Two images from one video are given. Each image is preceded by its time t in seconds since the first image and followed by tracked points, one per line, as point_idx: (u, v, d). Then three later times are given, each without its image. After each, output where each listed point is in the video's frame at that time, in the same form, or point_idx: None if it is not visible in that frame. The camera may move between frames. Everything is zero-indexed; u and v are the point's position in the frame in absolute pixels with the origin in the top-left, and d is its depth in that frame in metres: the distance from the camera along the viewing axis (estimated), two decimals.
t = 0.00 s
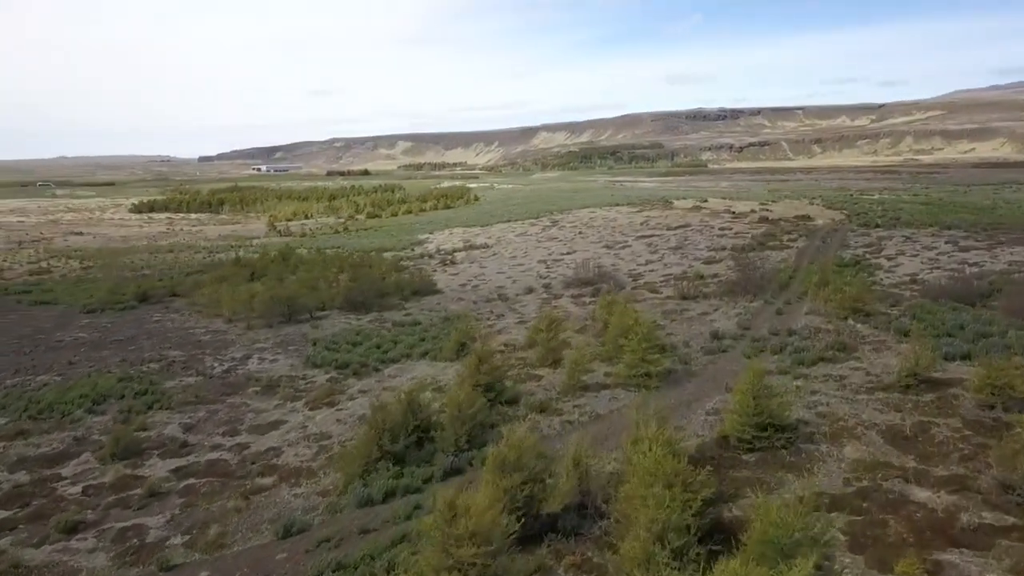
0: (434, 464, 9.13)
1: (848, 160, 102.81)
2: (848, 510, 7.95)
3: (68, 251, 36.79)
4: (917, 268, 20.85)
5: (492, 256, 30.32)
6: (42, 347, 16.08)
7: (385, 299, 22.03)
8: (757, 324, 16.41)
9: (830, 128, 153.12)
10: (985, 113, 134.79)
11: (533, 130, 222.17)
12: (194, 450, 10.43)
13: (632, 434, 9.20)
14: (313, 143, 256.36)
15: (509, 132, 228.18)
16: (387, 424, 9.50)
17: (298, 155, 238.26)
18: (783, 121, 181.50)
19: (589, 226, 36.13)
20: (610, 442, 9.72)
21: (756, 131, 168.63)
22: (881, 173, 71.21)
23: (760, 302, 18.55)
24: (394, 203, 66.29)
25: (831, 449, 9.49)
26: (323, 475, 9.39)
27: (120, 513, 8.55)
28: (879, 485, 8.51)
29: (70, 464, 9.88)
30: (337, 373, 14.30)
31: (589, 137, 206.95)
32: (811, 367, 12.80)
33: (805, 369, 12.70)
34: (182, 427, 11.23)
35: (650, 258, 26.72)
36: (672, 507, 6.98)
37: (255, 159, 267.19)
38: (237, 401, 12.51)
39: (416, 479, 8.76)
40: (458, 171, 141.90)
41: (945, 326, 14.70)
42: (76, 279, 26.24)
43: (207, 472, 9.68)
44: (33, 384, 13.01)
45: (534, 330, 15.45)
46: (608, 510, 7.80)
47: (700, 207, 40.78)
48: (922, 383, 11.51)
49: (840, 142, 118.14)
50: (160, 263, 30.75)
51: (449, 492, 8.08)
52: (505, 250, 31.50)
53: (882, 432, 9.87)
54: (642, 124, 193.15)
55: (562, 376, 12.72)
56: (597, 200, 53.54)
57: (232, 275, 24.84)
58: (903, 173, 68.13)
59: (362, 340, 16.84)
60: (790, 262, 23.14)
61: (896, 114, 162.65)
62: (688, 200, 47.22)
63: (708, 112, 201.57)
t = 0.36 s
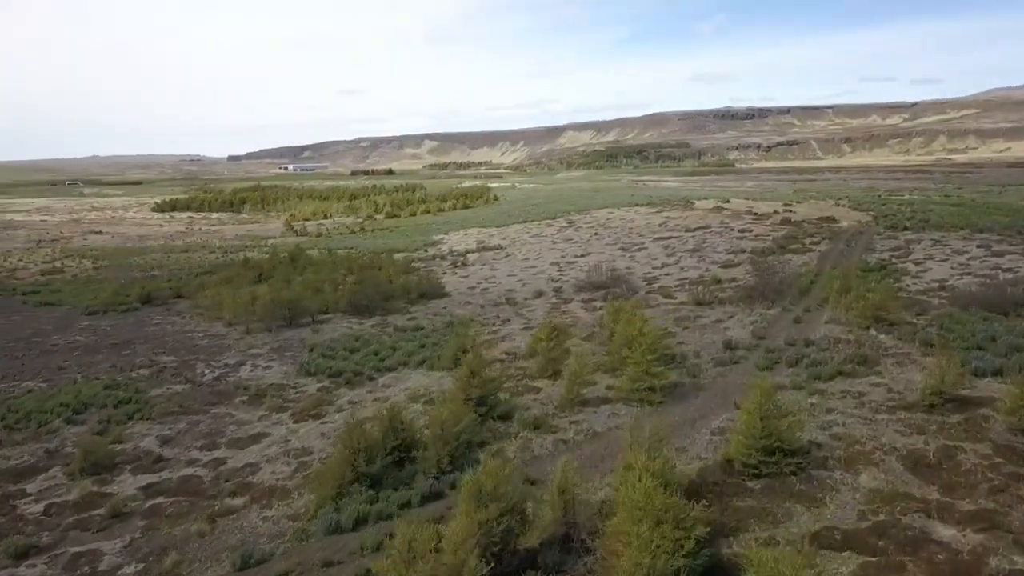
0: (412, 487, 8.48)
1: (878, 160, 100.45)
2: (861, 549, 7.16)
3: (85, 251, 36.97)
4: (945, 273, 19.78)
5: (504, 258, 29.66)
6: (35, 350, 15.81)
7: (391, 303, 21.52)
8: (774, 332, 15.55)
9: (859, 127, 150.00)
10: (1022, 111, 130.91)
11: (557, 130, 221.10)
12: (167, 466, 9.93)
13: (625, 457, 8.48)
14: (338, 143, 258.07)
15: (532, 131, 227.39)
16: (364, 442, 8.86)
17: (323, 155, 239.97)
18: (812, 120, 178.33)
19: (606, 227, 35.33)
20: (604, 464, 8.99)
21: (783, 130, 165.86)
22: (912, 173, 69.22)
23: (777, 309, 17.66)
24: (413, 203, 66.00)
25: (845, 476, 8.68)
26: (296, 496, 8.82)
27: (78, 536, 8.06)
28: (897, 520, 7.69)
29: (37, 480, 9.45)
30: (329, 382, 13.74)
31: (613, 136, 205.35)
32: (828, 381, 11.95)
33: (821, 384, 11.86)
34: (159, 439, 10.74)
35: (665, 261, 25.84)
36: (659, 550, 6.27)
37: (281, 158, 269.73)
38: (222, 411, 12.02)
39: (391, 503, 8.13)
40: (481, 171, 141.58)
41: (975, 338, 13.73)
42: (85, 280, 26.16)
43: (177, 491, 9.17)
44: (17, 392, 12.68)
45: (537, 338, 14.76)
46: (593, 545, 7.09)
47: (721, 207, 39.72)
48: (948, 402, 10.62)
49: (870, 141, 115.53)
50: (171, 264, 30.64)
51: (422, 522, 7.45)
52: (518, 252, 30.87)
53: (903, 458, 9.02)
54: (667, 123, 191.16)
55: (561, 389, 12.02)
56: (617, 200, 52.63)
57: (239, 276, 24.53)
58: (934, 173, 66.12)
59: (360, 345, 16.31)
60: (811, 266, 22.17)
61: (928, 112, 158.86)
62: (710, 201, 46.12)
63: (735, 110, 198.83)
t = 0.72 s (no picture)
0: (382, 512, 7.83)
1: (908, 159, 97.92)
2: None
3: (100, 250, 37.05)
4: (975, 279, 18.68)
5: (515, 260, 28.99)
6: (25, 353, 15.51)
7: (394, 305, 20.95)
8: (788, 341, 14.67)
9: (889, 126, 146.67)
10: None
11: (579, 129, 219.65)
12: (133, 481, 9.42)
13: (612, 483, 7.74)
14: (362, 141, 259.03)
15: (555, 130, 226.20)
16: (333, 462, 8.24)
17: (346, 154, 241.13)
18: (840, 118, 174.93)
19: (622, 227, 34.45)
20: (592, 490, 8.26)
21: (811, 129, 162.83)
22: (944, 172, 67.13)
23: (793, 315, 16.77)
24: (431, 203, 65.52)
25: (857, 507, 7.86)
26: (260, 519, 8.22)
27: (24, 561, 7.57)
28: (914, 561, 6.86)
29: None
30: (317, 391, 13.19)
31: (637, 135, 203.50)
32: (843, 396, 11.09)
33: (835, 399, 10.99)
34: (130, 452, 10.25)
35: (680, 262, 24.97)
36: None
37: (306, 157, 271.64)
38: (200, 421, 11.50)
39: (357, 530, 7.50)
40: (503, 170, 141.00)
41: (1005, 350, 12.74)
42: (92, 280, 26.01)
43: (138, 510, 8.66)
44: None
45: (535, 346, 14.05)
46: None
47: (741, 207, 38.62)
48: (974, 422, 9.70)
49: (901, 140, 112.78)
50: (180, 264, 30.48)
51: (383, 556, 6.81)
52: (530, 253, 30.15)
53: (922, 487, 8.16)
54: (691, 122, 188.87)
55: (555, 402, 11.31)
56: (636, 199, 51.63)
57: (243, 277, 24.15)
58: (967, 172, 64.01)
59: (355, 350, 15.73)
60: (831, 270, 21.18)
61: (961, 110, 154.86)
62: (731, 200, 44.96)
63: (761, 109, 195.83)
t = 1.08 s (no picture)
0: (340, 543, 7.16)
1: (938, 158, 95.35)
2: None
3: (112, 250, 37.06)
4: (1005, 285, 17.60)
5: (524, 261, 28.27)
6: (11, 358, 15.17)
7: (394, 308, 20.41)
8: (801, 351, 13.79)
9: (919, 124, 143.35)
10: None
11: (602, 128, 218.22)
12: (90, 501, 8.87)
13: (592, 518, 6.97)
14: (384, 140, 259.86)
15: (577, 129, 224.85)
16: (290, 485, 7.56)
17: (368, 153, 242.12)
18: (869, 117, 171.42)
19: (637, 227, 33.60)
20: (571, 521, 7.53)
21: (837, 127, 159.78)
22: (976, 172, 65.04)
23: (808, 323, 15.84)
24: (448, 202, 65.06)
25: (865, 547, 7.03)
26: (210, 547, 7.60)
27: None
28: None
29: None
30: (299, 401, 12.59)
31: (660, 134, 201.46)
32: (855, 416, 10.21)
33: (846, 418, 10.13)
34: (93, 467, 9.72)
35: (693, 265, 24.05)
36: None
37: (329, 156, 273.31)
38: (173, 433, 10.97)
39: (309, 563, 6.81)
40: (525, 169, 140.26)
41: None
42: (97, 281, 25.84)
43: (88, 533, 8.12)
44: None
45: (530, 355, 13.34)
46: None
47: (761, 207, 37.49)
48: (1001, 448, 8.80)
49: (931, 139, 109.96)
50: (188, 264, 30.28)
51: None
52: (540, 254, 29.45)
53: (940, 524, 7.31)
54: (715, 121, 186.62)
55: (544, 417, 10.57)
56: (653, 199, 50.64)
57: (245, 279, 23.79)
58: (1001, 172, 61.93)
59: (345, 357, 15.16)
60: (851, 274, 20.18)
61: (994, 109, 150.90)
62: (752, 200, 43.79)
63: (787, 107, 192.73)
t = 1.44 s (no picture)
0: None
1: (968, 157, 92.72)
2: None
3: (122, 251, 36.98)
4: None
5: (531, 264, 27.50)
6: None
7: (391, 312, 19.78)
8: (811, 364, 12.89)
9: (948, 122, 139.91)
10: None
11: (623, 127, 216.39)
12: (35, 524, 8.32)
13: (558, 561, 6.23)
14: (405, 139, 260.23)
15: (598, 127, 223.20)
16: (231, 516, 6.84)
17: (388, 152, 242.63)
18: (896, 115, 167.82)
19: (650, 228, 32.67)
20: (540, 560, 6.79)
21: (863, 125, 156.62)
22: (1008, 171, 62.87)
23: (820, 332, 14.92)
24: (462, 202, 64.44)
25: None
26: None
27: None
28: None
29: None
30: (275, 414, 11.99)
31: (682, 133, 199.28)
32: (865, 439, 9.35)
33: (855, 442, 9.26)
34: (45, 486, 9.18)
35: (703, 268, 23.13)
36: None
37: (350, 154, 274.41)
38: (137, 448, 10.42)
39: None
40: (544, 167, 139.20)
41: None
42: (98, 282, 25.56)
43: (25, 562, 7.56)
44: None
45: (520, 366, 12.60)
46: None
47: (780, 208, 36.35)
48: None
49: (961, 137, 107.05)
50: (192, 265, 29.95)
51: None
52: (549, 256, 28.68)
53: (953, 572, 6.47)
54: (738, 120, 184.05)
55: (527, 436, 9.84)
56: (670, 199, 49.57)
57: (243, 282, 23.34)
58: None
59: (332, 365, 14.55)
60: (869, 279, 19.16)
61: None
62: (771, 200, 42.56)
63: (812, 105, 189.51)
